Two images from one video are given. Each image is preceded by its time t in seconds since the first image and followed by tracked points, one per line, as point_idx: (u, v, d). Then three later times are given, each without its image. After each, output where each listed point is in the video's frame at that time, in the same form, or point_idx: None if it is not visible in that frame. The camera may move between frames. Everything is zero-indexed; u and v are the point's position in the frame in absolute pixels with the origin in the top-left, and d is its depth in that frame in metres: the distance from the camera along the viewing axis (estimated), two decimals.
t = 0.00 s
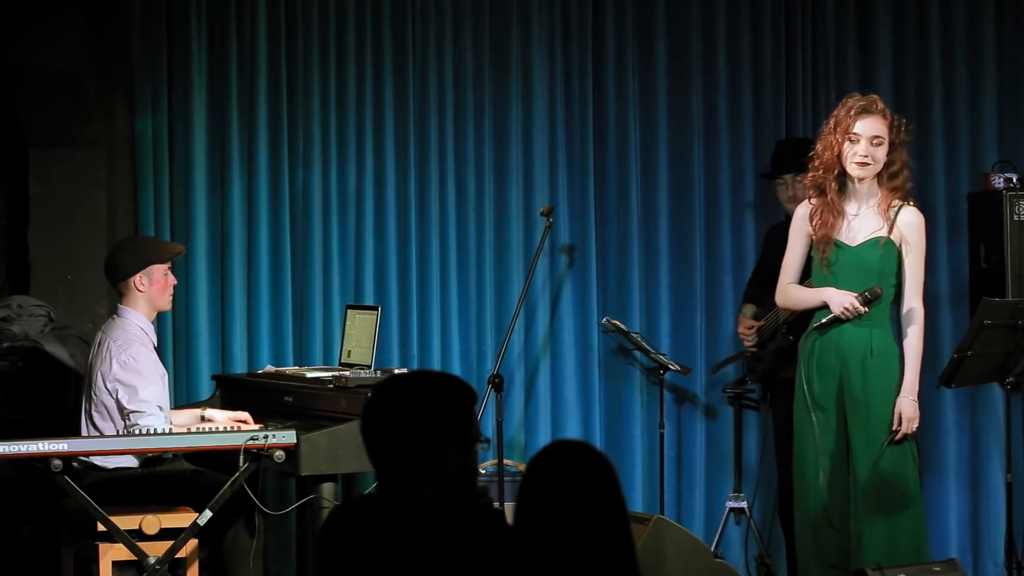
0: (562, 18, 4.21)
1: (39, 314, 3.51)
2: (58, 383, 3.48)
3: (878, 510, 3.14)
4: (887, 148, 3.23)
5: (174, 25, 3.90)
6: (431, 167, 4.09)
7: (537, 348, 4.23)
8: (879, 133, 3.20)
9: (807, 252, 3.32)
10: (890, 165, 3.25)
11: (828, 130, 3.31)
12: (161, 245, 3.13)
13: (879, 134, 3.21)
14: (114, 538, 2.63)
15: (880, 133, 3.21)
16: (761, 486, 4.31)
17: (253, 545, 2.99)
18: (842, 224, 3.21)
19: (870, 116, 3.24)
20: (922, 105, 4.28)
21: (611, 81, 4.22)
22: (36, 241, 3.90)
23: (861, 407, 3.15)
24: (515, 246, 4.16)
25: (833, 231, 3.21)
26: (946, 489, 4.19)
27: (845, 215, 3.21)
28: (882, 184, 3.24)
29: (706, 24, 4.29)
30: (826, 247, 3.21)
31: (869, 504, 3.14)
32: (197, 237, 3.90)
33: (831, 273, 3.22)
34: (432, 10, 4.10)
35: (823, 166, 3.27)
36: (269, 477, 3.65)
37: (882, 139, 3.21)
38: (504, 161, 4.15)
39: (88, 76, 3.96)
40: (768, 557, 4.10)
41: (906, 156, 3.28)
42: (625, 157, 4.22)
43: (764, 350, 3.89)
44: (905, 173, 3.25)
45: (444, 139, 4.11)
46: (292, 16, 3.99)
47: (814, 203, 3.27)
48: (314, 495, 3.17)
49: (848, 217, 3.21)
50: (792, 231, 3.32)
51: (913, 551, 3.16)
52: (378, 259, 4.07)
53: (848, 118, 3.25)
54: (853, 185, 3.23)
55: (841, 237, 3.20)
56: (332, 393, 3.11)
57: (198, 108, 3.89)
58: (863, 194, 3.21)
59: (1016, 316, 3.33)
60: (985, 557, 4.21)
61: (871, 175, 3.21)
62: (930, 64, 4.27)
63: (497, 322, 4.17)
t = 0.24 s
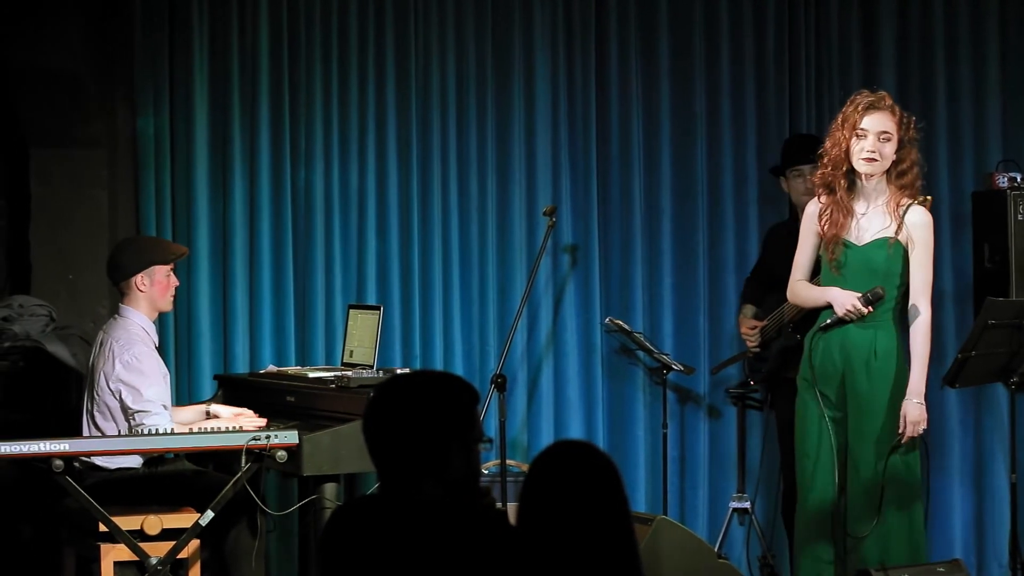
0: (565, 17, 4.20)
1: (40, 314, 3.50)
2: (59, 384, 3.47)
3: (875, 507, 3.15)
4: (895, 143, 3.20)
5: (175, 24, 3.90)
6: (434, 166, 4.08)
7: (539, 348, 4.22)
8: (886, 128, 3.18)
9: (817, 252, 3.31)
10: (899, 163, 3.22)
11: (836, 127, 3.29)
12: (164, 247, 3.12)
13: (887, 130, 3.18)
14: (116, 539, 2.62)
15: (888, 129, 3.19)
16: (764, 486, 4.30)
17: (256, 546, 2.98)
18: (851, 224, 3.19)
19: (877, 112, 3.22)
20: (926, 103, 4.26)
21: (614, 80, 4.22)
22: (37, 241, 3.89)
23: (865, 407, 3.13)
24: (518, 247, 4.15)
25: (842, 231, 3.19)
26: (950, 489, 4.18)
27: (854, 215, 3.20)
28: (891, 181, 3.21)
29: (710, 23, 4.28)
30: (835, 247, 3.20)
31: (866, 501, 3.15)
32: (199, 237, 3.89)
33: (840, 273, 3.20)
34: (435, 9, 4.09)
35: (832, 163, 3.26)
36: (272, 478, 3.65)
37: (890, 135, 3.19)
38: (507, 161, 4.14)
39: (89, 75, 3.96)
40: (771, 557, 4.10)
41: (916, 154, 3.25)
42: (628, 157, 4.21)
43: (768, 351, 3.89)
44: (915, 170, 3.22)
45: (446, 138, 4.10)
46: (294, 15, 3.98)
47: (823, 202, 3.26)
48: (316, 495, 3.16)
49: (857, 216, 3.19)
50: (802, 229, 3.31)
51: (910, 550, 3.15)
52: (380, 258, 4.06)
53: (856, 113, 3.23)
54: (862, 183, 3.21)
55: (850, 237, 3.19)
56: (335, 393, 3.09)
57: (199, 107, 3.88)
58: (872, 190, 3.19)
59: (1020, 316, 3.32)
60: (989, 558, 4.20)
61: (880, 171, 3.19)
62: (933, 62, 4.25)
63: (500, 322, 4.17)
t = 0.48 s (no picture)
0: (568, 16, 4.19)
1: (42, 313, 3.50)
2: (61, 384, 3.47)
3: (876, 508, 3.16)
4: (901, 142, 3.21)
5: (178, 22, 3.89)
6: (437, 165, 4.07)
7: (543, 347, 4.22)
8: (893, 126, 3.18)
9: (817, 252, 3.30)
10: (904, 163, 3.23)
11: (841, 126, 3.28)
12: (169, 248, 3.11)
13: (893, 128, 3.19)
14: (117, 539, 2.61)
15: (894, 127, 3.19)
16: (769, 486, 4.28)
17: (258, 546, 2.97)
18: (857, 224, 3.18)
19: (883, 110, 3.22)
20: (930, 102, 4.24)
21: (617, 78, 4.20)
22: (39, 240, 3.88)
23: (870, 409, 3.13)
24: (522, 246, 4.14)
25: (847, 231, 3.18)
26: (954, 490, 4.16)
27: (859, 215, 3.18)
28: (896, 181, 3.21)
29: (713, 21, 4.27)
30: (841, 248, 3.18)
31: (866, 501, 3.16)
32: (201, 235, 3.89)
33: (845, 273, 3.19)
34: (438, 8, 4.09)
35: (836, 161, 3.24)
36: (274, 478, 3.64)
37: (895, 133, 3.19)
38: (510, 159, 4.13)
39: (91, 72, 3.92)
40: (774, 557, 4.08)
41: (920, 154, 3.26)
42: (632, 155, 4.20)
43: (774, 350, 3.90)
44: (920, 170, 3.23)
45: (449, 136, 4.09)
46: (297, 13, 3.98)
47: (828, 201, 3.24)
48: (319, 495, 3.15)
49: (863, 216, 3.18)
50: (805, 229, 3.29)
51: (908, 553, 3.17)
52: (383, 257, 4.05)
53: (862, 112, 3.23)
54: (867, 182, 3.20)
55: (856, 238, 3.18)
56: (338, 393, 3.09)
57: (202, 106, 3.88)
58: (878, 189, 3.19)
59: None
60: (994, 558, 4.18)
61: (885, 170, 3.19)
62: (938, 61, 4.24)
63: (503, 322, 4.16)
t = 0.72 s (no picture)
0: (573, 15, 4.17)
1: (45, 313, 3.49)
2: (65, 384, 3.47)
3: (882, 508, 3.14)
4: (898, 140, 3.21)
5: (181, 21, 3.89)
6: (442, 165, 4.06)
7: (547, 348, 4.21)
8: (891, 125, 3.19)
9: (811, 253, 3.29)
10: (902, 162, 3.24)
11: (839, 124, 3.28)
12: (175, 248, 3.10)
13: (891, 127, 3.19)
14: (121, 539, 2.60)
15: (891, 126, 3.20)
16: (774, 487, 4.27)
17: (262, 546, 2.97)
18: (856, 225, 3.17)
19: (881, 109, 3.22)
20: (937, 100, 4.22)
21: (622, 77, 4.19)
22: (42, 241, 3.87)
23: (875, 410, 3.12)
24: (526, 247, 4.13)
25: (848, 232, 3.16)
26: (961, 491, 4.14)
27: (859, 215, 3.17)
28: (895, 182, 3.22)
29: (718, 20, 4.26)
30: (842, 249, 3.16)
31: (872, 501, 3.14)
32: (205, 235, 3.88)
33: (846, 274, 3.17)
34: (442, 8, 4.08)
35: (835, 161, 3.23)
36: (278, 479, 3.63)
37: (893, 132, 3.20)
38: (515, 158, 4.12)
39: (94, 72, 3.92)
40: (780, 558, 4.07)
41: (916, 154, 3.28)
42: (637, 155, 4.19)
43: (783, 351, 3.84)
44: (918, 171, 3.25)
45: (453, 135, 4.08)
46: (301, 12, 3.97)
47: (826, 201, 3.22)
48: (323, 495, 3.14)
49: (863, 216, 3.17)
50: (802, 229, 3.26)
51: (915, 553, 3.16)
52: (387, 256, 4.04)
53: (860, 110, 3.23)
54: (865, 182, 3.20)
55: (856, 239, 3.16)
56: (342, 393, 3.08)
57: (205, 105, 3.87)
58: (875, 188, 3.19)
59: None
60: (1001, 559, 4.15)
61: (884, 169, 3.19)
62: (944, 59, 4.22)
63: (508, 322, 4.15)
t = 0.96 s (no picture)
0: (580, 14, 4.16)
1: (50, 313, 3.49)
2: (69, 383, 3.44)
3: (886, 503, 3.13)
4: (882, 136, 3.28)
5: (187, 20, 3.88)
6: (448, 165, 4.05)
7: (555, 348, 4.19)
8: (872, 120, 3.26)
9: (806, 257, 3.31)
10: (890, 159, 3.31)
11: (822, 127, 3.39)
12: (183, 249, 3.08)
13: (873, 122, 3.27)
14: (126, 540, 2.59)
15: (873, 121, 3.27)
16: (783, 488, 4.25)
17: (268, 547, 2.95)
18: (847, 224, 3.20)
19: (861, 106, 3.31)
20: (946, 98, 4.19)
21: (629, 76, 4.18)
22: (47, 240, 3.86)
23: (875, 409, 3.12)
24: (533, 246, 4.11)
25: (840, 232, 3.19)
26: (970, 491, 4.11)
27: (849, 215, 3.20)
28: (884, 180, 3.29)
29: (726, 19, 4.24)
30: (836, 249, 3.18)
31: (875, 497, 3.13)
32: (211, 235, 3.87)
33: (844, 275, 3.18)
34: (449, 7, 4.06)
35: (819, 161, 3.33)
36: (284, 479, 3.62)
37: (875, 127, 3.27)
38: (521, 158, 4.10)
39: (99, 69, 3.91)
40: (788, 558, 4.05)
41: (907, 151, 3.33)
42: (644, 153, 4.17)
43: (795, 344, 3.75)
44: (907, 168, 3.31)
45: (459, 135, 4.07)
46: (307, 12, 3.96)
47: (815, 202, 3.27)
48: (330, 496, 3.13)
49: (853, 215, 3.20)
50: (795, 233, 3.29)
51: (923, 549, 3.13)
52: (394, 256, 4.03)
53: (841, 110, 3.33)
54: (852, 180, 3.26)
55: (849, 238, 3.18)
56: (348, 393, 3.07)
57: (211, 104, 3.86)
58: (862, 184, 3.24)
59: None
60: (1010, 560, 4.12)
61: (868, 164, 3.25)
62: (953, 57, 4.19)
63: (514, 322, 4.13)
